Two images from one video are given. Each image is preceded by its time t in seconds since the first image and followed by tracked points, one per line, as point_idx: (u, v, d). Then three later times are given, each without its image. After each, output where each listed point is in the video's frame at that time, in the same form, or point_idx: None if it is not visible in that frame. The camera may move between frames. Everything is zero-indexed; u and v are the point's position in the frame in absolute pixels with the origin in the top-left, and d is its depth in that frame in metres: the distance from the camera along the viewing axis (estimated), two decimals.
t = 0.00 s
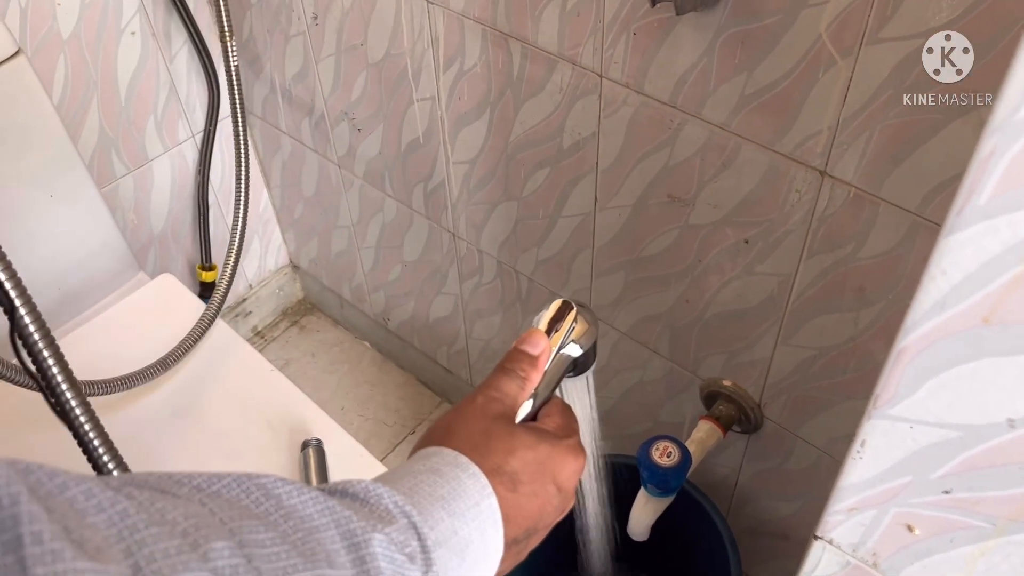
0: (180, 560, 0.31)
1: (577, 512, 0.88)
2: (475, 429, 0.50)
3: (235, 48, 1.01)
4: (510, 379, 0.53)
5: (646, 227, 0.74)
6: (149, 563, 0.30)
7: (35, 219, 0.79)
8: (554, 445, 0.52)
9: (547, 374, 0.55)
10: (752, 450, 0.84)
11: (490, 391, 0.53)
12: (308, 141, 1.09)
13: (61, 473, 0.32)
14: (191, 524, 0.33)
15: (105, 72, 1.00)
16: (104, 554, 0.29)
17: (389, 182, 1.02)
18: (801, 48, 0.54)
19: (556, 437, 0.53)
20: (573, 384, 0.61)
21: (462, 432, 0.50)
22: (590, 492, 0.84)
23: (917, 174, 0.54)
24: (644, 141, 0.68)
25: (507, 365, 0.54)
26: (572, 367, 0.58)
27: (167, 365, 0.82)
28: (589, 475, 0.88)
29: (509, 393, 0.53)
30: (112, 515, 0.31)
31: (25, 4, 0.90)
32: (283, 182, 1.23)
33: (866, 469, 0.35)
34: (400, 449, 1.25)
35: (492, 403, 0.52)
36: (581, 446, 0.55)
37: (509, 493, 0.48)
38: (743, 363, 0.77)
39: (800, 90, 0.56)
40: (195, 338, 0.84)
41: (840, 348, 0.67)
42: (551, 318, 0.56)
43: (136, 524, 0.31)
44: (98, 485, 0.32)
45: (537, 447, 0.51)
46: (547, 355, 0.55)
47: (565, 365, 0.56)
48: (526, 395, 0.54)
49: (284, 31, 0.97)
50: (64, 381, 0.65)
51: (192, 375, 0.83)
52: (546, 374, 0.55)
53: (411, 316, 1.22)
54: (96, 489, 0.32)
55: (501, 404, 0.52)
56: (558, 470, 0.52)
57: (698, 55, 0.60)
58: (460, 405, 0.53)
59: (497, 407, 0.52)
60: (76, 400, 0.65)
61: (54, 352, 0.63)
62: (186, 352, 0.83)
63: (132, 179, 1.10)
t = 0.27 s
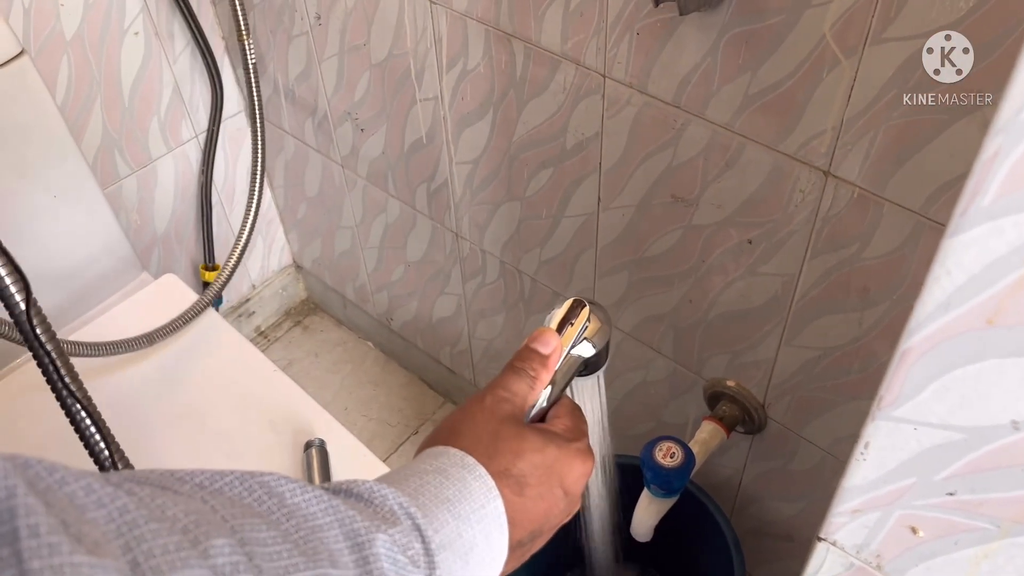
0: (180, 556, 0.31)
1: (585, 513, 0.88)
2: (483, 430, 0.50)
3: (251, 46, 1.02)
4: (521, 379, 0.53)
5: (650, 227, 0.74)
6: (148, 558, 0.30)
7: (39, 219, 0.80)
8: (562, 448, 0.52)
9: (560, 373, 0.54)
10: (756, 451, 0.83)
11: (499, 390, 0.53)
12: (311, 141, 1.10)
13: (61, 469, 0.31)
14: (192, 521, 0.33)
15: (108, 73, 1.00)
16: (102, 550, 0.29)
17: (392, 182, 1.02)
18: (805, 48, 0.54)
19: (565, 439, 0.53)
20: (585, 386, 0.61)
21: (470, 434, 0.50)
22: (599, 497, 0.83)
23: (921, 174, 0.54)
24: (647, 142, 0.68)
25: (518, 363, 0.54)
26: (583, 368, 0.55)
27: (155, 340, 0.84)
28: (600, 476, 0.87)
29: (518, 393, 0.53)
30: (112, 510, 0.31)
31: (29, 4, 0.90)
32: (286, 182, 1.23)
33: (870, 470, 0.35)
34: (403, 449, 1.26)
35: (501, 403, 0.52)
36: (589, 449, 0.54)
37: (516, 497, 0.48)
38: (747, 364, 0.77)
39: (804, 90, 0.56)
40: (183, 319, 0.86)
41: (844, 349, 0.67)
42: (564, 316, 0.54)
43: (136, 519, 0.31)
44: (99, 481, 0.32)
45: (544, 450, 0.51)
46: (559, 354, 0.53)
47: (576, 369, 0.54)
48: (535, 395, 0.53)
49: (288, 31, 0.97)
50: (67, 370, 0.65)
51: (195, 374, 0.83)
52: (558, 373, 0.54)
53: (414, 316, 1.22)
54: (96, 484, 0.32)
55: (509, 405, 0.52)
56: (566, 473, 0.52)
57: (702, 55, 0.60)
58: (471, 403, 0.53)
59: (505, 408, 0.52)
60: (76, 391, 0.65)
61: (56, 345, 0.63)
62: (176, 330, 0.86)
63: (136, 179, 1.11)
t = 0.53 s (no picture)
0: (166, 560, 0.31)
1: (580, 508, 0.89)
2: (474, 438, 0.51)
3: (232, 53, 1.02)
4: (511, 383, 0.53)
5: (649, 228, 0.74)
6: (134, 561, 0.31)
7: (40, 221, 0.80)
8: (552, 455, 0.52)
9: (552, 377, 0.55)
10: (756, 451, 0.83)
11: (490, 394, 0.53)
12: (312, 142, 1.10)
13: (50, 472, 0.31)
14: (179, 525, 0.33)
15: (109, 75, 1.00)
16: (86, 551, 0.29)
17: (392, 182, 1.02)
18: (802, 50, 0.54)
19: (557, 447, 0.54)
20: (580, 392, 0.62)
21: (462, 441, 0.50)
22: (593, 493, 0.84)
23: (918, 174, 0.54)
24: (646, 142, 0.68)
25: (509, 367, 0.54)
26: (575, 374, 0.56)
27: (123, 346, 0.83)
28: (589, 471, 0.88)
29: (509, 397, 0.53)
30: (99, 513, 0.31)
31: (30, 6, 0.90)
32: (287, 183, 1.23)
33: (865, 470, 0.35)
34: (404, 449, 1.26)
35: (492, 408, 0.52)
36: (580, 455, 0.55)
37: (505, 504, 0.49)
38: (746, 364, 0.77)
39: (801, 91, 0.56)
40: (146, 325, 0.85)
41: (843, 349, 0.67)
42: (556, 322, 0.55)
43: (118, 525, 0.31)
44: (88, 484, 0.32)
45: (535, 459, 0.51)
46: (551, 359, 0.54)
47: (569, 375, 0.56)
48: (527, 398, 0.54)
49: (288, 32, 0.97)
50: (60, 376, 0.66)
51: (196, 373, 0.83)
52: (549, 378, 0.54)
53: (415, 316, 1.22)
54: (84, 487, 0.32)
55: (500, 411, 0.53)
56: (557, 483, 0.53)
57: (700, 55, 0.60)
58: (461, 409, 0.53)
59: (497, 413, 0.52)
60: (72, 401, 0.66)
61: (51, 351, 0.65)
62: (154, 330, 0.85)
63: (137, 180, 1.11)
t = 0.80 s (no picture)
0: (172, 555, 0.31)
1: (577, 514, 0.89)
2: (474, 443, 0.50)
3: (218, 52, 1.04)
4: (511, 373, 0.54)
5: (648, 227, 0.75)
6: (141, 557, 0.31)
7: (41, 221, 0.80)
8: (550, 457, 0.53)
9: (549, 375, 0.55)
10: (755, 449, 0.84)
11: (489, 383, 0.53)
12: (312, 142, 1.10)
13: (58, 470, 0.32)
14: (184, 522, 0.33)
15: (110, 76, 1.01)
16: (96, 545, 0.30)
17: (392, 182, 1.02)
18: (799, 50, 0.54)
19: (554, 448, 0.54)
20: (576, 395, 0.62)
21: (461, 443, 0.50)
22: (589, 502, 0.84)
23: (916, 174, 0.54)
24: (644, 142, 0.69)
25: (506, 359, 0.54)
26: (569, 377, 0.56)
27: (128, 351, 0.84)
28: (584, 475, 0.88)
29: (508, 387, 0.53)
30: (107, 511, 0.32)
31: (30, 7, 0.90)
32: (287, 183, 1.24)
33: (862, 468, 0.35)
34: (404, 449, 1.26)
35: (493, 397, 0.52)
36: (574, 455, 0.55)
37: (503, 506, 0.49)
38: (745, 363, 0.77)
39: (799, 90, 0.56)
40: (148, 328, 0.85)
41: (841, 347, 0.68)
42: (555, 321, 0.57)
43: (126, 521, 0.32)
44: (94, 482, 0.32)
45: (533, 460, 0.52)
46: (548, 352, 0.55)
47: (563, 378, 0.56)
48: (525, 388, 0.54)
49: (288, 33, 0.97)
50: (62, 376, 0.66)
51: (198, 374, 0.83)
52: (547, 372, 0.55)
53: (415, 316, 1.23)
54: (91, 485, 0.32)
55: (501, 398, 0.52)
56: (555, 482, 0.53)
57: (698, 55, 0.60)
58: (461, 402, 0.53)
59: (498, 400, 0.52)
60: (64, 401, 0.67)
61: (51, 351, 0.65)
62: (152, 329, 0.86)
63: (137, 180, 1.11)
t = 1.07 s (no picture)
0: (175, 547, 0.32)
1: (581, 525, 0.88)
2: (468, 442, 0.51)
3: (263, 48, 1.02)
4: (502, 393, 0.54)
5: (646, 224, 0.75)
6: (145, 548, 0.31)
7: (43, 221, 0.80)
8: (544, 460, 0.53)
9: (541, 386, 0.55)
10: (755, 446, 0.84)
11: (481, 405, 0.53)
12: (312, 141, 1.10)
13: (63, 461, 0.32)
14: (187, 515, 0.34)
15: (110, 76, 1.01)
16: (101, 533, 0.30)
17: (392, 181, 1.02)
18: (796, 48, 0.54)
19: (546, 451, 0.54)
20: (568, 402, 0.62)
21: (453, 444, 0.51)
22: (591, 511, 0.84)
23: (913, 169, 0.54)
24: (643, 139, 0.69)
25: (498, 378, 0.54)
26: (565, 383, 0.57)
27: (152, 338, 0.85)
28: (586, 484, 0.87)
29: (499, 406, 0.54)
30: (112, 502, 0.32)
31: (31, 6, 0.90)
32: (287, 182, 1.24)
33: (859, 460, 0.35)
34: (405, 447, 1.26)
35: (485, 416, 0.53)
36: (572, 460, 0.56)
37: (499, 507, 0.49)
38: (744, 359, 0.77)
39: (796, 86, 0.56)
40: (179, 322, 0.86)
41: (840, 343, 0.68)
42: (545, 333, 0.55)
43: (130, 512, 0.32)
44: (98, 474, 0.33)
45: (527, 462, 0.51)
46: (539, 369, 0.55)
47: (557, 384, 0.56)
48: (517, 407, 0.54)
49: (287, 32, 0.97)
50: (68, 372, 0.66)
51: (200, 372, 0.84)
52: (539, 387, 0.55)
53: (415, 314, 1.23)
54: (96, 477, 0.32)
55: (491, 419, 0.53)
56: (549, 485, 0.53)
57: (696, 52, 0.60)
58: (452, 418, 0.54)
59: (488, 420, 0.53)
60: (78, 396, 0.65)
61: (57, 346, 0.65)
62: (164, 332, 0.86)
63: (138, 180, 1.11)
